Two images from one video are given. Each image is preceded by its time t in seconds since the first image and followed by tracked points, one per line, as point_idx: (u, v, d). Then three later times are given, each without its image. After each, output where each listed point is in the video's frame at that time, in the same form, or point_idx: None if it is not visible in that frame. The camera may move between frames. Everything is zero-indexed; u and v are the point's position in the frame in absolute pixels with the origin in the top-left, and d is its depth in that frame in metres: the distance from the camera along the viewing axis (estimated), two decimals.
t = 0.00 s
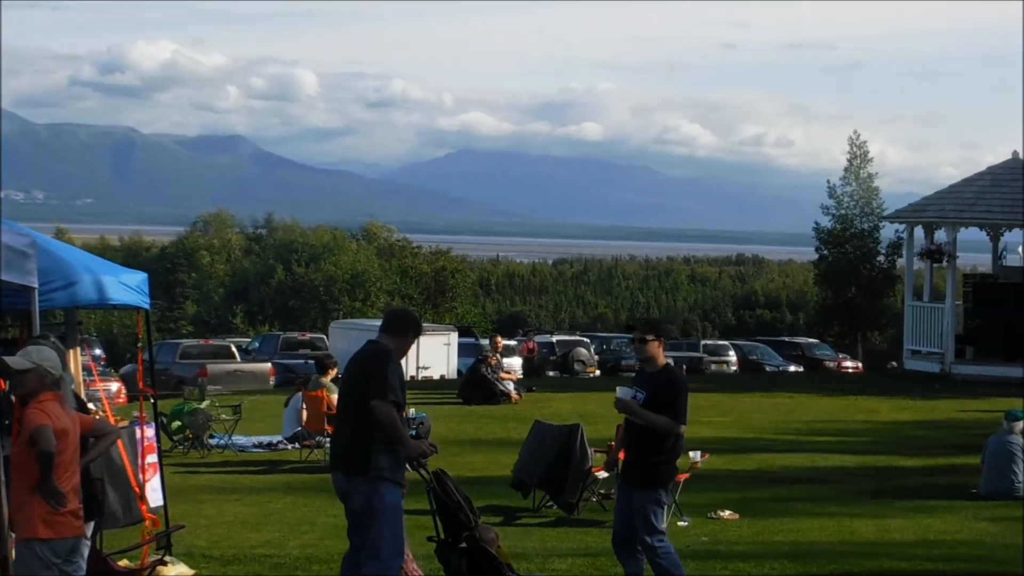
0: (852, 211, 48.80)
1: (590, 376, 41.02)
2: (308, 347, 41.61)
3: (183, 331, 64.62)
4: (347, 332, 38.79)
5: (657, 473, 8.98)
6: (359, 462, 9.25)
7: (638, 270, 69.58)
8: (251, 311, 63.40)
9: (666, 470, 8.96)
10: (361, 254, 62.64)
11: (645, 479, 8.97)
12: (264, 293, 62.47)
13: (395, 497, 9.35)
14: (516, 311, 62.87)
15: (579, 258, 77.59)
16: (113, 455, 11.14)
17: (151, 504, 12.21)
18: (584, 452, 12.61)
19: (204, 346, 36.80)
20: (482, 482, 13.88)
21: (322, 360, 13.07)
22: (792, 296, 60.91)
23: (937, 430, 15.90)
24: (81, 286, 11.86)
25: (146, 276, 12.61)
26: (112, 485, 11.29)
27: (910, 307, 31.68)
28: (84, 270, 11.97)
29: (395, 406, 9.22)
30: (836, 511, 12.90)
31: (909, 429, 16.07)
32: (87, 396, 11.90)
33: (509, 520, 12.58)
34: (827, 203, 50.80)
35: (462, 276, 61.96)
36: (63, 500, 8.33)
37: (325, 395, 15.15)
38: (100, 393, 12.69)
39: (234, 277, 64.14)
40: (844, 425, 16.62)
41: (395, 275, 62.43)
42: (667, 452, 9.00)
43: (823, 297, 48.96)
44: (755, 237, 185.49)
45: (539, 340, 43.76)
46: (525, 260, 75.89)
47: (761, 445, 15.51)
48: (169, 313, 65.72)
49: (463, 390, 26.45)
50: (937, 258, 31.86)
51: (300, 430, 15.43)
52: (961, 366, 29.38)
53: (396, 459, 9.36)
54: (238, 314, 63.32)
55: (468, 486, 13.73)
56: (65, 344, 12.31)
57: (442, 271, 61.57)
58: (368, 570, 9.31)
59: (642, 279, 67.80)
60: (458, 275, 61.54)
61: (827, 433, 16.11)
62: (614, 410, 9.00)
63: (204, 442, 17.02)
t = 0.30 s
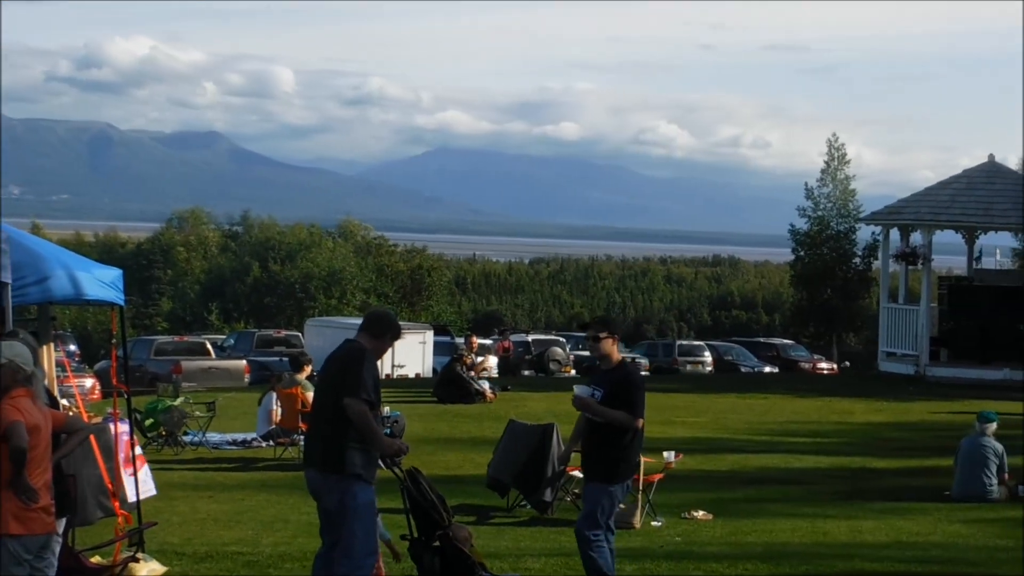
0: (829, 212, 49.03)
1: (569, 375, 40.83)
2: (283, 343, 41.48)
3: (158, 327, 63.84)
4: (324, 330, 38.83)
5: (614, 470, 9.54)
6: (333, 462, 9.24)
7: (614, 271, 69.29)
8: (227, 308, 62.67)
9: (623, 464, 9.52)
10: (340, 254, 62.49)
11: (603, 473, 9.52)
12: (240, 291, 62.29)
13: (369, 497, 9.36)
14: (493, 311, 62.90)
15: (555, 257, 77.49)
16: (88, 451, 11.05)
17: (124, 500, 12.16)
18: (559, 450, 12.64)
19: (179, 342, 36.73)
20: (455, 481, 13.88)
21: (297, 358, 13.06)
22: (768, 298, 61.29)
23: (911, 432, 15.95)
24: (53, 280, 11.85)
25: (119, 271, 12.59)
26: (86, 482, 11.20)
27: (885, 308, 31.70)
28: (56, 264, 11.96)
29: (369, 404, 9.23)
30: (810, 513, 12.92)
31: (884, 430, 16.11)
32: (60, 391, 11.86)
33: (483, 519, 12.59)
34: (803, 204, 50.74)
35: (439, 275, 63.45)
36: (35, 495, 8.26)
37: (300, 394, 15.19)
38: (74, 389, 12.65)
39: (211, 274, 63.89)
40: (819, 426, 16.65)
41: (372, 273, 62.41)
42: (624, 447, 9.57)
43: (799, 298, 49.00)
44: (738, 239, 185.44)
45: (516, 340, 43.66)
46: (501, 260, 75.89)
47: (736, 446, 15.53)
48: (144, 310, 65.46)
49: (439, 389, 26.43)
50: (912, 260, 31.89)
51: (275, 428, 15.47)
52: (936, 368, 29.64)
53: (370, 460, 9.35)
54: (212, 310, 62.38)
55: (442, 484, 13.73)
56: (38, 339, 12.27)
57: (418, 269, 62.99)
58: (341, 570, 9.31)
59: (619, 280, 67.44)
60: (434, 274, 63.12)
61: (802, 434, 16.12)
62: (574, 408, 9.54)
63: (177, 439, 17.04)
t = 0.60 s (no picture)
0: (791, 213, 49.43)
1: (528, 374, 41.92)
2: (243, 340, 41.45)
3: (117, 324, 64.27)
4: (283, 328, 38.63)
5: (563, 472, 9.93)
6: (290, 460, 9.19)
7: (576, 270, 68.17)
8: (186, 305, 62.38)
9: (571, 466, 9.92)
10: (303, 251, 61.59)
11: (551, 474, 9.92)
12: (201, 288, 61.90)
13: (329, 496, 9.32)
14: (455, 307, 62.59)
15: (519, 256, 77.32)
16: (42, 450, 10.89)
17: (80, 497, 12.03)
18: (516, 449, 12.66)
19: (137, 339, 36.58)
20: (413, 480, 13.85)
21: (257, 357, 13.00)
22: (728, 300, 64.64)
23: (870, 433, 16.03)
24: (9, 276, 11.72)
25: (76, 267, 12.47)
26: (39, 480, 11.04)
27: (844, 311, 31.98)
28: (12, 260, 11.83)
29: (327, 402, 9.19)
30: (768, 514, 12.97)
31: (842, 432, 16.19)
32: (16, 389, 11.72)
33: (440, 518, 12.57)
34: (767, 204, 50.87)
35: (401, 274, 60.96)
36: None
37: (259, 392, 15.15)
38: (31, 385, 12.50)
39: (171, 270, 63.45)
40: (778, 428, 16.72)
41: (333, 271, 61.83)
42: (571, 447, 9.95)
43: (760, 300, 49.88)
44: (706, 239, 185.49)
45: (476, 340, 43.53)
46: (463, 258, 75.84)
47: (696, 446, 15.56)
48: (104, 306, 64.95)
49: (398, 387, 26.34)
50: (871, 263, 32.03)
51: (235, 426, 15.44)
52: (894, 371, 29.82)
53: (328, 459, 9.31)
54: (171, 306, 62.26)
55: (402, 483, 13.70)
56: None
57: (380, 268, 60.68)
58: (300, 569, 9.24)
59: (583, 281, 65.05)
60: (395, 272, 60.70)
61: (761, 435, 16.18)
62: (523, 408, 9.95)
63: (135, 436, 16.98)
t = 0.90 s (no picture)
0: (738, 214, 50.20)
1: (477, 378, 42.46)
2: (188, 342, 41.65)
3: (61, 326, 63.50)
4: (229, 329, 38.51)
5: (503, 479, 9.91)
6: (232, 462, 9.13)
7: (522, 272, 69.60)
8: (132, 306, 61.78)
9: (511, 472, 9.89)
10: (250, 254, 63.21)
11: (493, 479, 9.89)
12: (146, 291, 61.40)
13: (270, 499, 9.28)
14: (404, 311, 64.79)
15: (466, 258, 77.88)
16: None
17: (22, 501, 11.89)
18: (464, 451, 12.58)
19: (81, 341, 36.49)
20: (360, 482, 13.84)
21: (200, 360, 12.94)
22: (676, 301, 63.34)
23: (815, 435, 16.15)
24: None
25: (18, 269, 12.35)
26: None
27: (790, 313, 32.11)
28: None
29: (271, 406, 9.14)
30: (715, 515, 13.02)
31: (788, 434, 16.29)
32: None
33: (387, 521, 12.55)
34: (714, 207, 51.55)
35: (344, 276, 65.68)
36: None
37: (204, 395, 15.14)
38: None
39: (115, 271, 62.65)
40: (725, 430, 16.81)
41: (279, 274, 64.34)
42: (512, 452, 9.92)
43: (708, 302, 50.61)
44: (661, 242, 187.23)
45: (422, 343, 43.82)
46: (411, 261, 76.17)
47: (643, 449, 15.61)
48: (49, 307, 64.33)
49: (344, 390, 26.31)
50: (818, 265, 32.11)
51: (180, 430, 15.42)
52: (841, 373, 29.88)
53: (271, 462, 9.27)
54: (117, 308, 61.55)
55: (347, 485, 13.70)
56: None
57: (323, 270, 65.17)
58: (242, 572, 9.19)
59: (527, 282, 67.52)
60: (338, 274, 65.50)
61: (708, 437, 16.26)
62: (464, 413, 9.92)
63: (78, 439, 16.93)
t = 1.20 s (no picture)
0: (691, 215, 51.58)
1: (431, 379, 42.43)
2: (141, 347, 41.87)
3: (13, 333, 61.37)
4: (182, 334, 38.53)
5: (456, 483, 9.86)
6: (182, 468, 9.02)
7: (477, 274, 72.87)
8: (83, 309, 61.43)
9: (463, 476, 9.84)
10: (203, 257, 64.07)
11: (445, 483, 9.84)
12: (99, 297, 61.23)
13: (221, 505, 9.17)
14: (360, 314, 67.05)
15: (420, 261, 78.60)
16: None
17: None
18: (418, 455, 12.65)
19: (34, 347, 36.77)
20: (313, 487, 13.83)
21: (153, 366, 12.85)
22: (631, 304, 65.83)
23: (770, 435, 16.23)
24: None
25: None
26: None
27: (744, 313, 32.13)
28: None
29: (223, 411, 9.03)
30: (669, 516, 13.06)
31: (743, 434, 16.36)
32: None
33: (342, 525, 12.55)
34: (667, 207, 52.95)
35: (301, 279, 66.00)
36: None
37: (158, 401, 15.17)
38: None
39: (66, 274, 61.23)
40: (679, 431, 16.87)
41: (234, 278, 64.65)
42: (463, 456, 9.88)
43: (663, 302, 52.19)
44: (622, 243, 188.65)
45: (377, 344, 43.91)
46: (366, 265, 76.48)
47: (598, 450, 15.64)
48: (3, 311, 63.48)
49: (297, 393, 26.28)
50: (772, 265, 32.17)
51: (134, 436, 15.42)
52: (794, 373, 30.22)
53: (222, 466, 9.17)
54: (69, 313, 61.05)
55: (301, 489, 13.71)
56: None
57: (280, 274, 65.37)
58: None
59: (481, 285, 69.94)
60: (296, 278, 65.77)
61: (663, 438, 16.32)
62: (415, 417, 9.83)
63: (31, 445, 16.93)
